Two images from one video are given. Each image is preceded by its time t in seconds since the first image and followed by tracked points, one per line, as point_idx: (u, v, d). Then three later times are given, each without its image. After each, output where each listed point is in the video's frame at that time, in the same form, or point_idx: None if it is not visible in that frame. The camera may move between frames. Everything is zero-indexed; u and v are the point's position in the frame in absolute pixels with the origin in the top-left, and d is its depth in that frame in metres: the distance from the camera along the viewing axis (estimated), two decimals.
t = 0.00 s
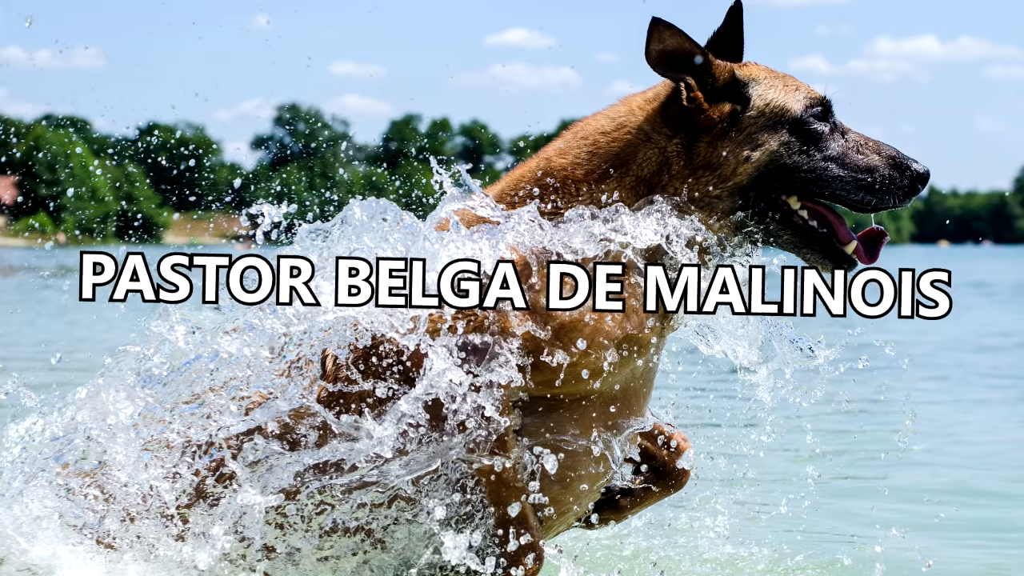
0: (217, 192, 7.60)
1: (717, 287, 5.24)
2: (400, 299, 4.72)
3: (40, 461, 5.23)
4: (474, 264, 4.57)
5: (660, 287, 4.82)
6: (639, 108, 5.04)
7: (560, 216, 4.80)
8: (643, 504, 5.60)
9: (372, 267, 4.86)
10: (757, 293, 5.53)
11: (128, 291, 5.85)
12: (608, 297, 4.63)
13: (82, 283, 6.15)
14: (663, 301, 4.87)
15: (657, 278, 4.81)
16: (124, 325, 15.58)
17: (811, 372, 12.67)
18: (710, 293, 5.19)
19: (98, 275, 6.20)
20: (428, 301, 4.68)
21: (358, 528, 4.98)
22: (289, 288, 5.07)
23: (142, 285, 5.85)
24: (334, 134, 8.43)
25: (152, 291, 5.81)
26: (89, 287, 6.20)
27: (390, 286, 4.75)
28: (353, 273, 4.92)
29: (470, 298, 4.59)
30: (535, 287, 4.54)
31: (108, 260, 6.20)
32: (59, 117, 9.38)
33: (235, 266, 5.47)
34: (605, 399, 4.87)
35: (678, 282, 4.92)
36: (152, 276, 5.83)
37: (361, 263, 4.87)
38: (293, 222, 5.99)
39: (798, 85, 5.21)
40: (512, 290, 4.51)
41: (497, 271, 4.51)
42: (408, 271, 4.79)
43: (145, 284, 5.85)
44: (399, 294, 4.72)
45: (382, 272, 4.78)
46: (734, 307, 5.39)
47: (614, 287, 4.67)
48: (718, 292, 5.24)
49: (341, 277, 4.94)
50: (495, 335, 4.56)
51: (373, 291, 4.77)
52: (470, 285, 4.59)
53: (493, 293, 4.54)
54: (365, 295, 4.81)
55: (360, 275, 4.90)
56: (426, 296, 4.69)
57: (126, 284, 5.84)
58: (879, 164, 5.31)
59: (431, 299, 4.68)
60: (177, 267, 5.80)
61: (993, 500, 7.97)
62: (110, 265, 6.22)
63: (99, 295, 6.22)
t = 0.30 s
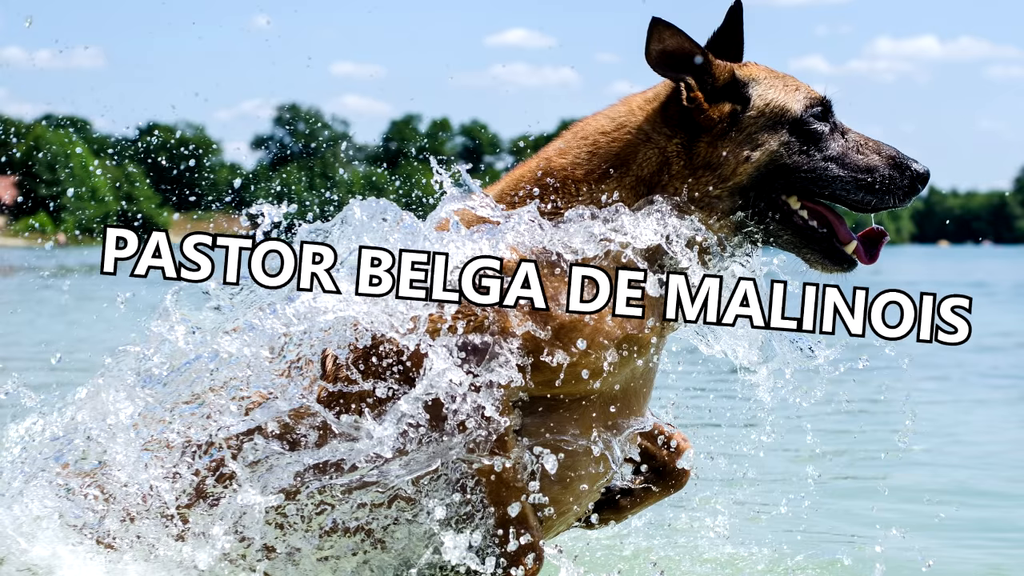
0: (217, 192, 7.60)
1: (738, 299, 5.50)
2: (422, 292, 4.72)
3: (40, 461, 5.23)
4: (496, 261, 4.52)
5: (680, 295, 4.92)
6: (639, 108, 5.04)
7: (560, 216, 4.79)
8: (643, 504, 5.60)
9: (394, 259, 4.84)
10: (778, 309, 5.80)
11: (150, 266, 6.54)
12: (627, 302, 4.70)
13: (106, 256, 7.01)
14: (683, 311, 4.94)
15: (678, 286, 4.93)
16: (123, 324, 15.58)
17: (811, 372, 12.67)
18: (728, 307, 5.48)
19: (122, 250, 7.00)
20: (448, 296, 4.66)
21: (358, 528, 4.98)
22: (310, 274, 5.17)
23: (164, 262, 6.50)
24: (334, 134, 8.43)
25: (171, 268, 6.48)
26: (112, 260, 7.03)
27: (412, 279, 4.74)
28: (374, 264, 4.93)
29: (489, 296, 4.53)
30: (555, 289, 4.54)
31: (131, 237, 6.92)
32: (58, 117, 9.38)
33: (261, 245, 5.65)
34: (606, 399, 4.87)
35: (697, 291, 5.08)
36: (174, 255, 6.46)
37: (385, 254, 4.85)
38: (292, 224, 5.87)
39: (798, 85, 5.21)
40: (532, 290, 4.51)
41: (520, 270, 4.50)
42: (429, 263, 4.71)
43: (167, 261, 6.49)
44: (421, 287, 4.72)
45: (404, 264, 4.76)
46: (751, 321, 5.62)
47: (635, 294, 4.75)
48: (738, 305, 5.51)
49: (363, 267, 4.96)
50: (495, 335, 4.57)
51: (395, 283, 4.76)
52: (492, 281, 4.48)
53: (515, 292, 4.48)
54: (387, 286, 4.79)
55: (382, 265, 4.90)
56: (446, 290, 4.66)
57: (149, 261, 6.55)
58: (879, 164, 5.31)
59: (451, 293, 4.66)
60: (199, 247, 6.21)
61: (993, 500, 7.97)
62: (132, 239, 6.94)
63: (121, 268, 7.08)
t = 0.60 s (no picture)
0: (217, 192, 7.61)
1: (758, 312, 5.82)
2: (442, 285, 4.68)
3: (40, 461, 5.23)
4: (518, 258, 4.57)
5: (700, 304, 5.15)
6: (639, 108, 5.04)
7: (560, 216, 4.79)
8: (643, 504, 5.60)
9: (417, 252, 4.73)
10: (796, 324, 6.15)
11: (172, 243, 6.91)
12: (648, 307, 4.79)
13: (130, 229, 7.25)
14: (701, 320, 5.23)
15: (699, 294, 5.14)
16: (123, 324, 15.59)
17: (811, 372, 12.68)
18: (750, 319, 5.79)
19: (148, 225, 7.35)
20: (470, 292, 4.60)
21: (358, 528, 4.97)
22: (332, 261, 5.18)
23: (186, 239, 6.86)
24: (334, 134, 8.42)
25: (195, 245, 6.76)
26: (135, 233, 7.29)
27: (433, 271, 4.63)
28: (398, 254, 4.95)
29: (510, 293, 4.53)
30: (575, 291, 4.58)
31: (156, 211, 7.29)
32: (59, 117, 9.38)
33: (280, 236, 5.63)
34: (606, 399, 4.87)
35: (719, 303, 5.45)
36: (194, 232, 6.78)
37: (410, 245, 4.80)
38: (282, 227, 6.14)
39: (798, 85, 5.21)
40: (554, 290, 4.53)
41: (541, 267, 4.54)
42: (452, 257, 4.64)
43: (189, 239, 6.83)
44: (442, 280, 4.67)
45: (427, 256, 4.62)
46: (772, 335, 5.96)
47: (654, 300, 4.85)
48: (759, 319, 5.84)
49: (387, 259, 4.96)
50: (495, 335, 4.58)
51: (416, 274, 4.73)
52: (513, 279, 4.50)
53: (535, 291, 4.51)
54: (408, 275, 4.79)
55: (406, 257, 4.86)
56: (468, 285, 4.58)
57: (172, 236, 6.88)
58: (879, 164, 5.31)
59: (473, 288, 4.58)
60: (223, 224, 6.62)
61: (992, 500, 7.97)
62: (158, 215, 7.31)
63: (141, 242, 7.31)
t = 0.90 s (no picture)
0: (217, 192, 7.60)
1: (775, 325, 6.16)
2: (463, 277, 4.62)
3: (40, 461, 5.23)
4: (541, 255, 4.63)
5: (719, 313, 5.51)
6: (639, 108, 5.04)
7: (560, 216, 4.80)
8: (643, 504, 5.60)
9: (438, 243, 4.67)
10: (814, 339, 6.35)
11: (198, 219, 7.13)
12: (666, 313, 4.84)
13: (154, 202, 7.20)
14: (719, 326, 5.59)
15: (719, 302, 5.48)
16: (123, 324, 15.59)
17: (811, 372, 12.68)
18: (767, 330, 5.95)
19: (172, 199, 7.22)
20: (491, 287, 4.62)
21: (358, 528, 4.97)
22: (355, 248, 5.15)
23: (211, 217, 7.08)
24: (334, 134, 8.43)
25: (219, 224, 6.99)
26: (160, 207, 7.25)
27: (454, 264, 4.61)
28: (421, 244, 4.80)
29: (530, 290, 4.58)
30: (596, 291, 4.62)
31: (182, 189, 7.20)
32: (59, 117, 9.38)
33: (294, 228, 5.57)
34: (606, 399, 4.87)
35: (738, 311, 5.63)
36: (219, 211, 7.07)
37: (430, 236, 4.67)
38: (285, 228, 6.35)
39: (798, 85, 5.21)
40: (575, 290, 4.55)
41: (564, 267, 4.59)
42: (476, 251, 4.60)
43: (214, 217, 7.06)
44: (462, 272, 4.60)
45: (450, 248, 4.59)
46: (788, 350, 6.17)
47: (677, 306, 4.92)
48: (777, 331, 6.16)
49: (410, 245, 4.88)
50: (495, 335, 4.58)
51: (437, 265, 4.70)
52: (535, 277, 4.55)
53: (555, 290, 4.53)
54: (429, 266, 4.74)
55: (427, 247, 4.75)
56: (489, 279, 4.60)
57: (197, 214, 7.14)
58: (879, 164, 5.31)
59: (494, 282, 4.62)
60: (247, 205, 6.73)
61: (992, 500, 7.97)
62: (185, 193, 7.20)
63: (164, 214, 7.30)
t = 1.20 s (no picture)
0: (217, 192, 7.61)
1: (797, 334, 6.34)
2: (485, 271, 4.62)
3: (40, 461, 5.23)
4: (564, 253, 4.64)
5: (738, 320, 5.78)
6: (639, 108, 5.04)
7: (560, 216, 4.80)
8: (643, 504, 5.60)
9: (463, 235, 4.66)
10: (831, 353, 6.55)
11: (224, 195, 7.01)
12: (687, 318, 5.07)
13: (183, 175, 7.26)
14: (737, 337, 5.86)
15: (739, 308, 5.73)
16: (123, 325, 15.59)
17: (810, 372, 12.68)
18: (785, 342, 6.24)
19: (199, 174, 7.24)
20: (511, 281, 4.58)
21: (358, 528, 4.97)
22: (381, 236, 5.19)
23: (237, 195, 7.00)
24: (334, 134, 8.43)
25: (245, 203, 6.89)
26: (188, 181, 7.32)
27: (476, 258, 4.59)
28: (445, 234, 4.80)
29: (551, 288, 4.55)
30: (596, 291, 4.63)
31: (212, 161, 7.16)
32: (59, 117, 9.39)
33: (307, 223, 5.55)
34: (606, 399, 4.87)
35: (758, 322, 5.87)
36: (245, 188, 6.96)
37: (456, 228, 4.66)
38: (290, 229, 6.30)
39: (798, 85, 5.21)
40: (595, 290, 4.58)
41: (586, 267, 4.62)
42: (499, 245, 4.61)
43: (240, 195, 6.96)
44: (485, 266, 4.61)
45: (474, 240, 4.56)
46: (805, 361, 6.47)
47: (695, 312, 5.13)
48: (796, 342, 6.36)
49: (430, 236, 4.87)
50: (495, 335, 4.58)
51: (460, 257, 4.68)
52: (557, 274, 4.55)
53: (577, 289, 4.53)
54: (453, 257, 4.72)
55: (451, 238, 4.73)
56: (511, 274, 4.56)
57: (223, 190, 7.01)
58: (879, 164, 5.31)
59: (516, 277, 4.56)
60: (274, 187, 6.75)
61: (992, 500, 7.97)
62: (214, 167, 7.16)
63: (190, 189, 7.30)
